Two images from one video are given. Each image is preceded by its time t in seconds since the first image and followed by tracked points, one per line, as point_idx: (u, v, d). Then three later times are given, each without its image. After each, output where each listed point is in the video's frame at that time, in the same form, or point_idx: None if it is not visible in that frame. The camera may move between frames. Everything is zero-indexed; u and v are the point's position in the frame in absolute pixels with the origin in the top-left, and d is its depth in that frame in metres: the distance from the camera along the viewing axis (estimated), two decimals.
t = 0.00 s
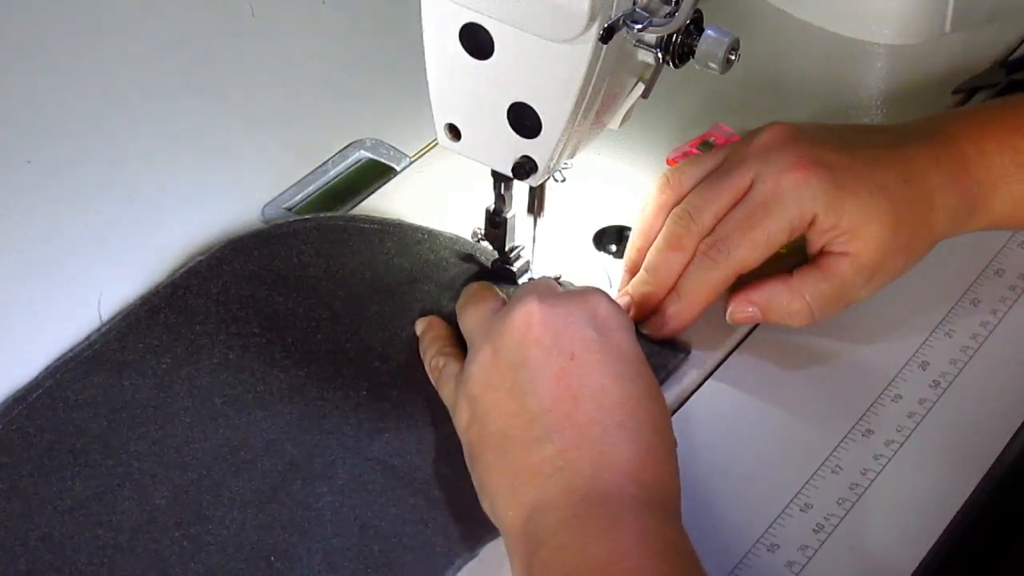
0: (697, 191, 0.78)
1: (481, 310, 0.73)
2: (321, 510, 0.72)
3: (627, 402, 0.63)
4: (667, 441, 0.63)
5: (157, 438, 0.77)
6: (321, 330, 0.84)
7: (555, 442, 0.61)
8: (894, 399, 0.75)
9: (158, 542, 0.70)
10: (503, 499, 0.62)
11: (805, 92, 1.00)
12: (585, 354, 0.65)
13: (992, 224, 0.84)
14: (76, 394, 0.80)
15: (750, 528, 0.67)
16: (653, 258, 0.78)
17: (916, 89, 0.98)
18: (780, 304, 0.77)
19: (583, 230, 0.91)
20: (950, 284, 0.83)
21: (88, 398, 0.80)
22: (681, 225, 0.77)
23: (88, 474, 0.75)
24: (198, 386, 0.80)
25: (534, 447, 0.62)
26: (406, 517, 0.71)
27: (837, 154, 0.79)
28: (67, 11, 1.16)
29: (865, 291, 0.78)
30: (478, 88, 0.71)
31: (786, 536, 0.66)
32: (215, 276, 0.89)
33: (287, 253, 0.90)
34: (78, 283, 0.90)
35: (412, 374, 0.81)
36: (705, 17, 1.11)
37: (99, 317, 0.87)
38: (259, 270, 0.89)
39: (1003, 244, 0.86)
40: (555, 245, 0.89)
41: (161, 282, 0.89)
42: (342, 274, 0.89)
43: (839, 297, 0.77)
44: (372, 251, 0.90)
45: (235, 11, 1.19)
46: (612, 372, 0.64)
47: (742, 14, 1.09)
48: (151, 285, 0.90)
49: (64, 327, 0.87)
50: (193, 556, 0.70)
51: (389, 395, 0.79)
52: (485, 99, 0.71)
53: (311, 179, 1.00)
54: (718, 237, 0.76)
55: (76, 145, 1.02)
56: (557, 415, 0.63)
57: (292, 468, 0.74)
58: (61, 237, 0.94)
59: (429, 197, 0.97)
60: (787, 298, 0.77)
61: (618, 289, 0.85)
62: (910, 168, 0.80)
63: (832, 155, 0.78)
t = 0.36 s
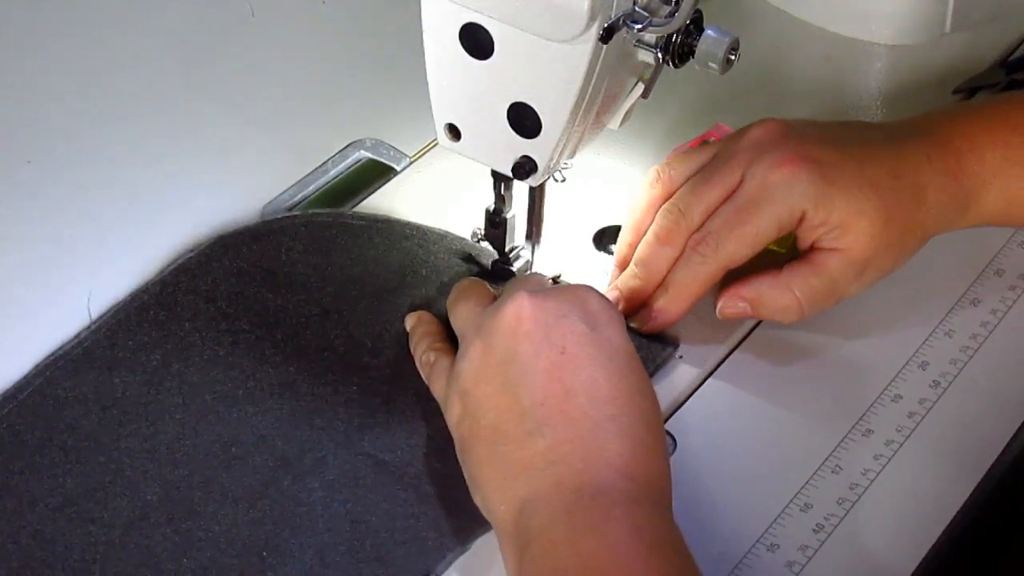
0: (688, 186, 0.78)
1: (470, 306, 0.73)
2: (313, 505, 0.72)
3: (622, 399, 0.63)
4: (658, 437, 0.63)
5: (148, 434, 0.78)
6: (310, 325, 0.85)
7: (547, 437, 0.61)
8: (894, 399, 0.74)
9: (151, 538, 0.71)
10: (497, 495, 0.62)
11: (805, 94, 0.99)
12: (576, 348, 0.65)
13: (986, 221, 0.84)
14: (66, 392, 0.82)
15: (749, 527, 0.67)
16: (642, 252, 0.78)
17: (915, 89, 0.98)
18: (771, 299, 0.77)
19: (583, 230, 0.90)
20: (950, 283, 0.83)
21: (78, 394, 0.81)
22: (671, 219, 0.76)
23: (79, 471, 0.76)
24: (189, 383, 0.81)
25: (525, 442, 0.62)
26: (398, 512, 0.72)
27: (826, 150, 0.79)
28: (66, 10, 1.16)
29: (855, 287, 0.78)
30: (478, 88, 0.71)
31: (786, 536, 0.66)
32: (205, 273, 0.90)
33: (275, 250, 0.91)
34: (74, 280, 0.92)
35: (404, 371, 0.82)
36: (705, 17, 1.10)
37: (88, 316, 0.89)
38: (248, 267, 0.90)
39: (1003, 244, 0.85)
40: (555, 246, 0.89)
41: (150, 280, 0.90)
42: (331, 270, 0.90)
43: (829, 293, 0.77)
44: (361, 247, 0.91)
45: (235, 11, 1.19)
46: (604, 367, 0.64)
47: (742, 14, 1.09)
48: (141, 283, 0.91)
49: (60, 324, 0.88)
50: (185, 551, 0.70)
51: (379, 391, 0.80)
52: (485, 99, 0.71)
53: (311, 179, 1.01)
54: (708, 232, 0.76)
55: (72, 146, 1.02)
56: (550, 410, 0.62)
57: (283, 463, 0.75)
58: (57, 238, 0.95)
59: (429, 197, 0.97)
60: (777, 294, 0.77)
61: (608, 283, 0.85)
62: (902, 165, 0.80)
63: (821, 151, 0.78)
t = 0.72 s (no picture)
0: (681, 183, 0.78)
1: (464, 303, 0.74)
2: (310, 502, 0.73)
3: (616, 395, 0.63)
4: (652, 434, 0.63)
5: (143, 433, 0.78)
6: (302, 323, 0.85)
7: (542, 434, 0.61)
8: (894, 399, 0.74)
9: (148, 537, 0.72)
10: (493, 492, 0.62)
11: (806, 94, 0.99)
12: (570, 344, 0.65)
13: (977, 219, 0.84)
14: (59, 392, 0.82)
15: (750, 527, 0.67)
16: (635, 248, 0.78)
17: (914, 90, 0.98)
18: (763, 295, 0.78)
19: (583, 230, 0.90)
20: (949, 284, 0.82)
21: (72, 394, 0.81)
22: (663, 216, 0.77)
23: (74, 471, 0.76)
24: (181, 382, 0.81)
25: (520, 439, 0.62)
26: (394, 509, 0.72)
27: (819, 147, 0.79)
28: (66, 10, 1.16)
29: (847, 284, 0.79)
30: (478, 88, 0.71)
31: (786, 536, 0.66)
32: (196, 272, 0.90)
33: (266, 248, 0.91)
34: (71, 280, 0.92)
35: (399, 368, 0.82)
36: (705, 18, 1.10)
37: (81, 317, 0.89)
38: (239, 265, 0.90)
39: (1003, 244, 0.85)
40: (555, 245, 0.89)
41: (142, 280, 0.90)
42: (322, 267, 0.90)
43: (821, 290, 0.78)
44: (352, 244, 0.92)
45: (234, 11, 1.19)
46: (599, 364, 0.64)
47: (742, 15, 1.09)
48: (133, 283, 0.91)
49: (55, 325, 0.88)
50: (182, 550, 0.71)
51: (372, 387, 0.80)
52: (485, 99, 0.71)
53: (311, 179, 1.01)
54: (700, 228, 0.76)
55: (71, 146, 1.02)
56: (545, 407, 0.62)
57: (278, 461, 0.75)
58: (55, 239, 0.95)
59: (430, 197, 0.97)
60: (769, 291, 0.77)
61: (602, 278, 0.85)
62: (897, 162, 0.79)
63: (814, 148, 0.78)
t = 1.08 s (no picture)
0: (673, 180, 0.78)
1: (454, 298, 0.74)
2: (300, 499, 0.76)
3: (607, 392, 0.62)
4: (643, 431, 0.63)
5: (133, 430, 0.81)
6: (291, 319, 0.88)
7: (531, 430, 0.61)
8: (894, 399, 0.74)
9: (139, 534, 0.75)
10: (484, 489, 0.62)
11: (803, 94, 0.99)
12: (558, 339, 0.64)
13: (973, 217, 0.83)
14: (51, 388, 0.86)
15: (749, 527, 0.66)
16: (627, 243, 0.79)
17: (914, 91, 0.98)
18: (750, 291, 0.78)
19: (583, 230, 0.90)
20: (950, 283, 0.82)
21: (63, 392, 0.85)
22: (655, 212, 0.77)
23: (65, 468, 0.80)
24: (172, 379, 0.85)
25: (509, 435, 0.61)
26: (385, 504, 0.76)
27: (812, 144, 0.78)
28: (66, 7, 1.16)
29: (836, 281, 0.79)
30: (477, 88, 0.71)
31: (786, 536, 0.66)
32: (186, 270, 0.93)
33: (256, 245, 0.94)
34: (65, 281, 0.94)
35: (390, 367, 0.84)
36: (705, 17, 1.11)
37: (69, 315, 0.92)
38: (230, 262, 0.93)
39: (1003, 243, 0.85)
40: (555, 245, 0.89)
41: (131, 278, 0.93)
42: (313, 264, 0.93)
43: (809, 287, 0.78)
44: (340, 241, 0.94)
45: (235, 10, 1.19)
46: (588, 359, 0.64)
47: (742, 14, 1.09)
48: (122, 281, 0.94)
49: (45, 326, 0.91)
50: (174, 546, 0.74)
51: (363, 383, 0.83)
52: (485, 99, 0.71)
53: (311, 179, 1.03)
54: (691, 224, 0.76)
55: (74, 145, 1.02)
56: (535, 402, 0.62)
57: (269, 457, 0.78)
58: (54, 241, 0.97)
59: (429, 197, 0.98)
60: (757, 287, 0.78)
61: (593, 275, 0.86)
62: (889, 161, 0.79)
63: (807, 145, 0.78)
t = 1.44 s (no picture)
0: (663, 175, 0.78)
1: (447, 294, 0.74)
2: (293, 495, 0.77)
3: (604, 389, 0.62)
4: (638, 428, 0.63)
5: (126, 428, 0.83)
6: (283, 316, 0.90)
7: (523, 428, 0.61)
8: (894, 399, 0.73)
9: (133, 531, 0.77)
10: (481, 486, 0.62)
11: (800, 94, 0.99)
12: (551, 335, 0.64)
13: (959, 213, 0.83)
14: (45, 386, 0.88)
15: (748, 527, 0.66)
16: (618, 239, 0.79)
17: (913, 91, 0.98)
18: (739, 285, 0.79)
19: (583, 230, 0.90)
20: (949, 283, 0.82)
21: (56, 389, 0.87)
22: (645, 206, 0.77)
23: (59, 465, 0.82)
24: (165, 377, 0.86)
25: (502, 433, 0.61)
26: (379, 500, 0.77)
27: (801, 138, 0.79)
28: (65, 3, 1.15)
29: (825, 276, 0.79)
30: (476, 87, 0.71)
31: (786, 536, 0.66)
32: (179, 268, 0.95)
33: (249, 242, 0.96)
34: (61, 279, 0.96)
35: (384, 365, 0.85)
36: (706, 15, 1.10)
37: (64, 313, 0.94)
38: (223, 261, 0.95)
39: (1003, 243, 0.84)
40: (555, 245, 0.89)
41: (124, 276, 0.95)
42: (305, 261, 0.94)
43: (798, 281, 0.78)
44: (332, 237, 0.95)
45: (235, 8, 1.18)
46: (584, 355, 0.64)
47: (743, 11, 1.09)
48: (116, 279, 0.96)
49: (40, 326, 0.93)
50: (168, 543, 0.76)
51: (356, 378, 0.84)
52: (485, 99, 0.71)
53: (311, 179, 1.04)
54: (682, 219, 0.76)
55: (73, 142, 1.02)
56: (528, 400, 0.62)
57: (262, 453, 0.80)
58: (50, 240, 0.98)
59: (429, 197, 0.98)
60: (746, 280, 0.78)
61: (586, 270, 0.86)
62: (880, 158, 0.79)
63: (796, 140, 0.78)
